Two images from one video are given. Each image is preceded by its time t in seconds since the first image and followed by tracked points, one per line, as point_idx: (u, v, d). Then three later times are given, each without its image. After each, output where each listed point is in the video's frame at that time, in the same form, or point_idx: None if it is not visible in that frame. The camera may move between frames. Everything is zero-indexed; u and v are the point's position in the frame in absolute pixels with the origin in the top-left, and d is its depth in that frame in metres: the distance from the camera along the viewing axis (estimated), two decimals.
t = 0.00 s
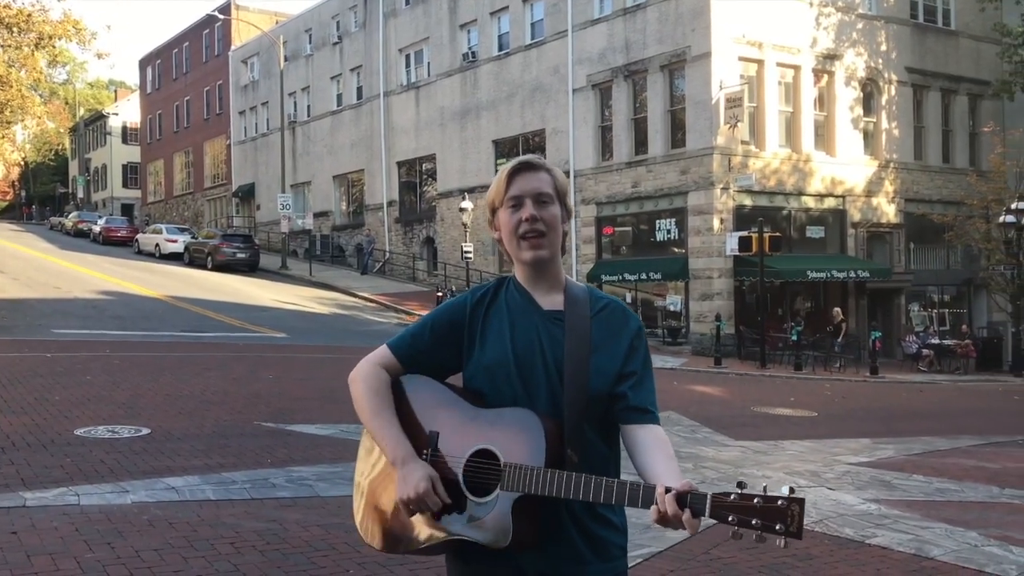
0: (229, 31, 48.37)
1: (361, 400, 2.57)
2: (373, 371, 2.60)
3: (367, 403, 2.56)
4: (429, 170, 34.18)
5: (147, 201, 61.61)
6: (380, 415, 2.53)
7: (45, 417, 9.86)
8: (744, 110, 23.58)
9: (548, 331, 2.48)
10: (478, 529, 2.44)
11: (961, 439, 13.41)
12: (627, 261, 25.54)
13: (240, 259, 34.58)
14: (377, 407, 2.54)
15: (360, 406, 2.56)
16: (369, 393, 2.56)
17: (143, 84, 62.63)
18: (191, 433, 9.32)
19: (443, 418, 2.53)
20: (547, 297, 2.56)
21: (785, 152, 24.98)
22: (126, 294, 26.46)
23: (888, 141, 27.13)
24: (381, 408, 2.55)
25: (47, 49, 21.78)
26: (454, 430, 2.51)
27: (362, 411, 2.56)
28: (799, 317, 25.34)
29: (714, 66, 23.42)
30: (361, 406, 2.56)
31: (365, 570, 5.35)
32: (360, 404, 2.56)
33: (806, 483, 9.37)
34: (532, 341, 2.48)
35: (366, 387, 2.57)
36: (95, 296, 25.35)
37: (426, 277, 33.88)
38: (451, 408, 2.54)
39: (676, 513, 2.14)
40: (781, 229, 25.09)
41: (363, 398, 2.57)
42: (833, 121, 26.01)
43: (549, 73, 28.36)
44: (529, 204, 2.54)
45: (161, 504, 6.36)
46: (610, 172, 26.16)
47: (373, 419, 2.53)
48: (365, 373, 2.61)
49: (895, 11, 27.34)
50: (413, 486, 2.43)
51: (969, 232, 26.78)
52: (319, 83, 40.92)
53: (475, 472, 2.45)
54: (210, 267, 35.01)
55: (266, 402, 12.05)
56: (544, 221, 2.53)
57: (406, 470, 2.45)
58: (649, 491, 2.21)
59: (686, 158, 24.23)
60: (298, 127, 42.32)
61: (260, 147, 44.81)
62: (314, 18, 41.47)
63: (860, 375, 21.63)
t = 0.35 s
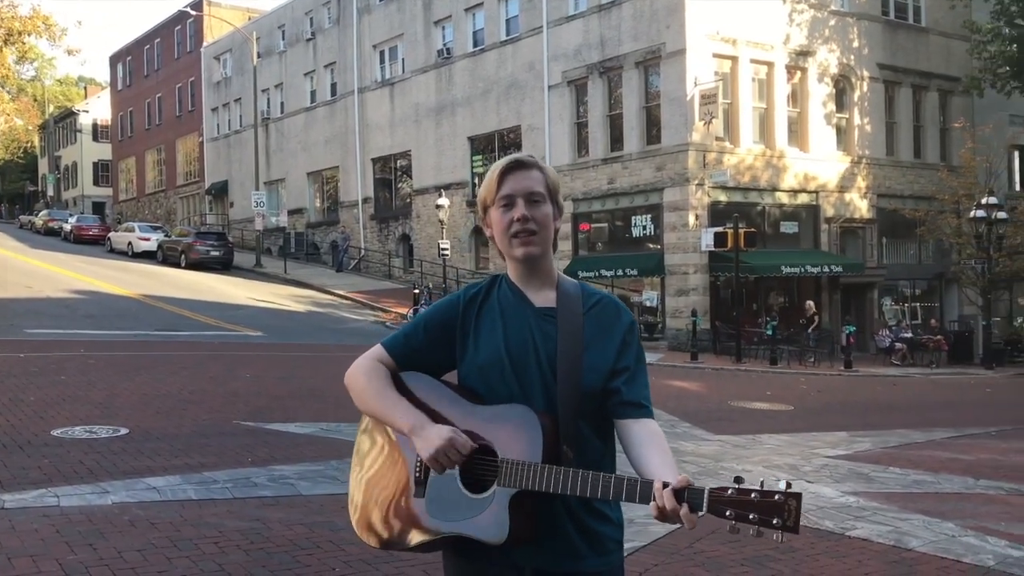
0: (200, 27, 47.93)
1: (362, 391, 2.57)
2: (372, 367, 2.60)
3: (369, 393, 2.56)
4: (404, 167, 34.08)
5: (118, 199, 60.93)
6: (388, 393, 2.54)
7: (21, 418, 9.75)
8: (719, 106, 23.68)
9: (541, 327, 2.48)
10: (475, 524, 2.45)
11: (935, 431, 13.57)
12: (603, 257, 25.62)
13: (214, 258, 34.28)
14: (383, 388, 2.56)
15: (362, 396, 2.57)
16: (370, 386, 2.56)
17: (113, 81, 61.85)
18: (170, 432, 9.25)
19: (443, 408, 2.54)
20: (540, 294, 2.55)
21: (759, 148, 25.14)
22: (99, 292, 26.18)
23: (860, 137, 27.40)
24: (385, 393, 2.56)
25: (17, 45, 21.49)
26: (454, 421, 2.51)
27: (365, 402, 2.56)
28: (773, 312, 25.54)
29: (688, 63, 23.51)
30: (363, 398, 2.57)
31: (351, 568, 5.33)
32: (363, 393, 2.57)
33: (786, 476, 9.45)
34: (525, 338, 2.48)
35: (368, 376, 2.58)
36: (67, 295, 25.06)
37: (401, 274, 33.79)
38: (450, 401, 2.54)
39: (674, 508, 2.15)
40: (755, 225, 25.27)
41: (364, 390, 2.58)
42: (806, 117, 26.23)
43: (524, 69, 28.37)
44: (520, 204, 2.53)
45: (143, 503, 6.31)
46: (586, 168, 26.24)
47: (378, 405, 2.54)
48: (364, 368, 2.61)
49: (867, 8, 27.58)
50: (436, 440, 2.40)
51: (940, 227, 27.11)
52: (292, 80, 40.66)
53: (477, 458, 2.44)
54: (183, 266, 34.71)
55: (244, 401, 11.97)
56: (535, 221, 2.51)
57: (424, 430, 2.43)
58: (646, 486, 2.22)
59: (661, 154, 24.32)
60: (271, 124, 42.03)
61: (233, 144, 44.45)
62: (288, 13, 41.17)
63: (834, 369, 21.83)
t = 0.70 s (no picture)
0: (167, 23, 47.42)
1: (354, 392, 2.54)
2: (365, 366, 2.56)
3: (360, 394, 2.53)
4: (375, 164, 33.93)
5: (85, 197, 60.09)
6: (374, 406, 2.50)
7: None
8: (690, 103, 23.79)
9: (538, 320, 2.49)
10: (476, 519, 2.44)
11: (907, 423, 13.74)
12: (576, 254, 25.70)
13: (184, 256, 33.92)
14: (370, 393, 2.52)
15: (352, 397, 2.53)
16: (363, 386, 2.53)
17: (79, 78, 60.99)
18: (145, 432, 9.15)
19: (436, 411, 2.51)
20: (537, 288, 2.56)
21: (730, 144, 25.31)
22: (67, 292, 25.83)
23: (829, 133, 27.68)
24: (372, 400, 2.52)
25: None
26: (447, 421, 2.49)
27: (355, 404, 2.53)
28: (744, 307, 25.73)
29: (660, 59, 23.62)
30: (354, 400, 2.53)
31: (335, 565, 5.31)
32: (353, 397, 2.53)
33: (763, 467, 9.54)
34: (523, 332, 2.49)
35: (359, 377, 2.54)
36: (35, 295, 24.70)
37: (374, 272, 33.64)
38: (447, 398, 2.52)
39: (674, 497, 2.17)
40: (726, 221, 25.47)
41: (356, 392, 2.54)
42: (776, 113, 26.44)
43: (496, 66, 28.36)
44: (520, 202, 2.52)
45: (121, 504, 6.24)
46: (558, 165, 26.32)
47: (369, 408, 2.50)
48: (357, 367, 2.57)
49: (835, 5, 27.81)
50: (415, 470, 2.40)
51: (908, 222, 27.46)
52: (262, 77, 40.35)
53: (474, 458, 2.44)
54: (153, 264, 34.33)
55: (220, 400, 11.87)
56: (534, 220, 2.52)
57: (403, 459, 2.43)
58: (646, 476, 2.23)
59: (633, 150, 24.40)
60: (241, 121, 41.66)
61: (202, 142, 44.03)
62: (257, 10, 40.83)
63: (806, 363, 22.02)
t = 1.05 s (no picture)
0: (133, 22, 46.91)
1: (344, 385, 2.56)
2: (355, 361, 2.58)
3: (350, 388, 2.54)
4: (345, 164, 33.78)
5: (51, 199, 59.27)
6: (368, 398, 2.52)
7: None
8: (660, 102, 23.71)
9: (527, 318, 2.51)
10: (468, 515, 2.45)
11: (877, 418, 13.91)
12: (548, 253, 25.75)
13: (152, 257, 33.56)
14: (362, 389, 2.54)
15: (343, 392, 2.54)
16: (353, 381, 2.54)
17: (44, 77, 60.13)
18: (118, 435, 9.05)
19: (427, 407, 2.52)
20: (525, 285, 2.58)
21: (699, 143, 25.48)
22: (34, 295, 25.46)
23: (797, 132, 27.97)
24: (364, 394, 2.53)
25: None
26: (436, 419, 2.50)
27: (347, 398, 2.54)
28: (715, 305, 25.90)
29: (630, 59, 23.52)
30: (346, 396, 2.55)
31: (315, 565, 5.29)
32: (344, 389, 2.55)
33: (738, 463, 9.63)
34: (511, 329, 2.51)
35: (352, 374, 2.56)
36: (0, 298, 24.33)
37: (345, 272, 33.49)
38: (437, 394, 2.54)
39: (666, 494, 2.20)
40: (697, 219, 25.63)
41: (347, 388, 2.56)
42: (745, 112, 26.65)
43: (466, 65, 28.35)
44: (512, 199, 2.54)
45: (96, 507, 6.17)
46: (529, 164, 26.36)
47: (362, 402, 2.52)
48: (348, 361, 2.59)
49: (802, 5, 28.10)
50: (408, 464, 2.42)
51: (875, 219, 27.78)
52: (230, 76, 40.03)
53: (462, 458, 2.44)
54: (121, 266, 33.93)
55: (192, 402, 11.76)
56: (526, 217, 2.54)
57: (399, 448, 2.44)
58: (637, 473, 2.27)
59: (604, 149, 24.49)
60: (209, 121, 41.30)
61: (170, 142, 43.58)
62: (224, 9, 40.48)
63: (776, 359, 22.20)
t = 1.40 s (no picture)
0: (107, 21, 46.46)
1: (337, 390, 2.52)
2: (347, 362, 2.55)
3: (343, 391, 2.51)
4: (321, 164, 33.61)
5: (23, 199, 58.52)
6: (362, 399, 2.49)
7: None
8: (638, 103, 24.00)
9: (522, 318, 2.49)
10: (464, 515, 2.43)
11: (855, 416, 14.01)
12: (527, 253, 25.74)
13: (127, 258, 33.21)
14: (355, 390, 2.51)
15: (335, 393, 2.51)
16: (345, 383, 2.51)
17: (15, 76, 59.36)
18: (95, 437, 8.94)
19: (421, 408, 2.51)
20: (519, 284, 2.56)
21: (677, 143, 25.57)
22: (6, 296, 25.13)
23: (773, 132, 28.14)
24: (356, 397, 2.50)
25: None
26: (434, 417, 2.50)
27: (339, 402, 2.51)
28: (693, 305, 25.98)
29: (607, 59, 23.77)
30: (338, 398, 2.51)
31: (299, 567, 5.24)
32: (337, 388, 2.52)
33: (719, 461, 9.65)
34: (506, 329, 2.49)
35: (345, 374, 2.53)
36: None
37: (322, 272, 33.32)
38: (431, 395, 2.52)
39: (664, 493, 2.20)
40: (674, 219, 25.71)
41: (339, 389, 2.52)
42: (722, 112, 26.78)
43: (444, 64, 28.27)
44: (506, 196, 2.53)
45: (75, 511, 6.08)
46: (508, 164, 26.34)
47: (353, 407, 2.49)
48: (339, 363, 2.55)
49: (779, 6, 28.27)
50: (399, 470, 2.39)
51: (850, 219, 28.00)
52: (206, 75, 39.72)
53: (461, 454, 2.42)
54: (95, 267, 33.58)
55: (170, 404, 11.63)
56: (519, 214, 2.53)
57: (394, 454, 2.41)
58: (635, 472, 2.26)
59: (583, 149, 24.52)
60: (184, 120, 40.95)
61: (144, 142, 43.17)
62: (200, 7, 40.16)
63: (754, 359, 22.29)
